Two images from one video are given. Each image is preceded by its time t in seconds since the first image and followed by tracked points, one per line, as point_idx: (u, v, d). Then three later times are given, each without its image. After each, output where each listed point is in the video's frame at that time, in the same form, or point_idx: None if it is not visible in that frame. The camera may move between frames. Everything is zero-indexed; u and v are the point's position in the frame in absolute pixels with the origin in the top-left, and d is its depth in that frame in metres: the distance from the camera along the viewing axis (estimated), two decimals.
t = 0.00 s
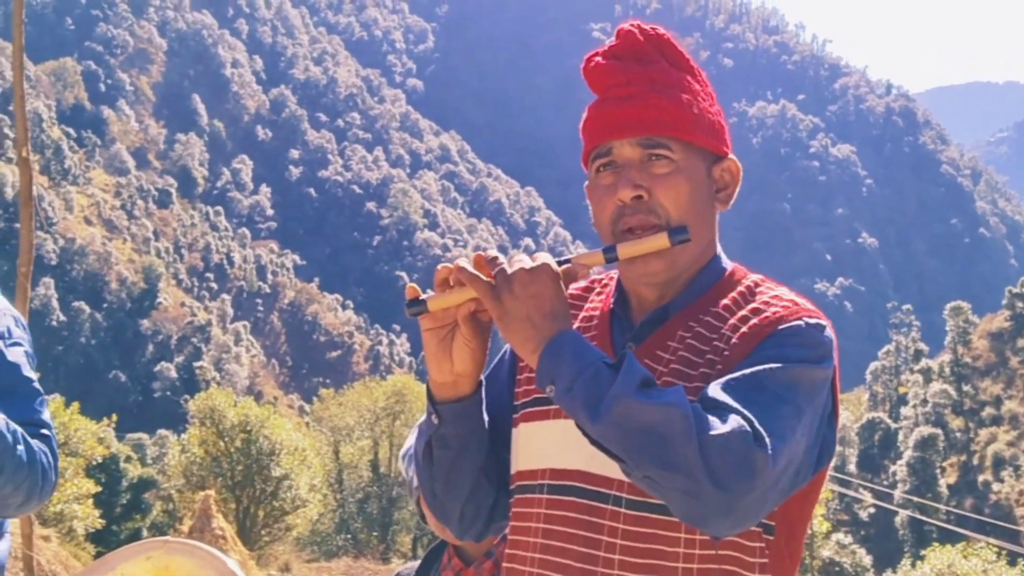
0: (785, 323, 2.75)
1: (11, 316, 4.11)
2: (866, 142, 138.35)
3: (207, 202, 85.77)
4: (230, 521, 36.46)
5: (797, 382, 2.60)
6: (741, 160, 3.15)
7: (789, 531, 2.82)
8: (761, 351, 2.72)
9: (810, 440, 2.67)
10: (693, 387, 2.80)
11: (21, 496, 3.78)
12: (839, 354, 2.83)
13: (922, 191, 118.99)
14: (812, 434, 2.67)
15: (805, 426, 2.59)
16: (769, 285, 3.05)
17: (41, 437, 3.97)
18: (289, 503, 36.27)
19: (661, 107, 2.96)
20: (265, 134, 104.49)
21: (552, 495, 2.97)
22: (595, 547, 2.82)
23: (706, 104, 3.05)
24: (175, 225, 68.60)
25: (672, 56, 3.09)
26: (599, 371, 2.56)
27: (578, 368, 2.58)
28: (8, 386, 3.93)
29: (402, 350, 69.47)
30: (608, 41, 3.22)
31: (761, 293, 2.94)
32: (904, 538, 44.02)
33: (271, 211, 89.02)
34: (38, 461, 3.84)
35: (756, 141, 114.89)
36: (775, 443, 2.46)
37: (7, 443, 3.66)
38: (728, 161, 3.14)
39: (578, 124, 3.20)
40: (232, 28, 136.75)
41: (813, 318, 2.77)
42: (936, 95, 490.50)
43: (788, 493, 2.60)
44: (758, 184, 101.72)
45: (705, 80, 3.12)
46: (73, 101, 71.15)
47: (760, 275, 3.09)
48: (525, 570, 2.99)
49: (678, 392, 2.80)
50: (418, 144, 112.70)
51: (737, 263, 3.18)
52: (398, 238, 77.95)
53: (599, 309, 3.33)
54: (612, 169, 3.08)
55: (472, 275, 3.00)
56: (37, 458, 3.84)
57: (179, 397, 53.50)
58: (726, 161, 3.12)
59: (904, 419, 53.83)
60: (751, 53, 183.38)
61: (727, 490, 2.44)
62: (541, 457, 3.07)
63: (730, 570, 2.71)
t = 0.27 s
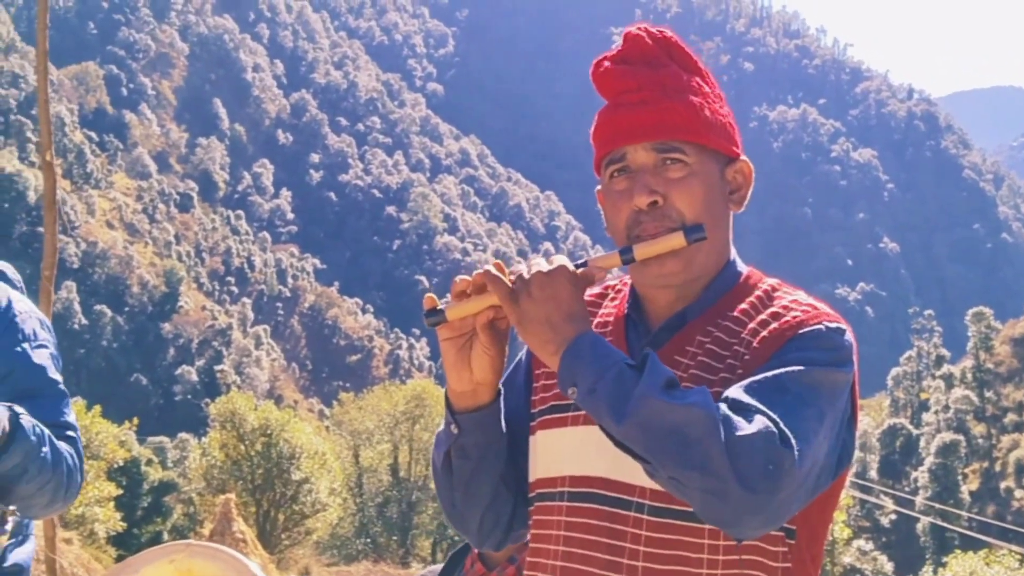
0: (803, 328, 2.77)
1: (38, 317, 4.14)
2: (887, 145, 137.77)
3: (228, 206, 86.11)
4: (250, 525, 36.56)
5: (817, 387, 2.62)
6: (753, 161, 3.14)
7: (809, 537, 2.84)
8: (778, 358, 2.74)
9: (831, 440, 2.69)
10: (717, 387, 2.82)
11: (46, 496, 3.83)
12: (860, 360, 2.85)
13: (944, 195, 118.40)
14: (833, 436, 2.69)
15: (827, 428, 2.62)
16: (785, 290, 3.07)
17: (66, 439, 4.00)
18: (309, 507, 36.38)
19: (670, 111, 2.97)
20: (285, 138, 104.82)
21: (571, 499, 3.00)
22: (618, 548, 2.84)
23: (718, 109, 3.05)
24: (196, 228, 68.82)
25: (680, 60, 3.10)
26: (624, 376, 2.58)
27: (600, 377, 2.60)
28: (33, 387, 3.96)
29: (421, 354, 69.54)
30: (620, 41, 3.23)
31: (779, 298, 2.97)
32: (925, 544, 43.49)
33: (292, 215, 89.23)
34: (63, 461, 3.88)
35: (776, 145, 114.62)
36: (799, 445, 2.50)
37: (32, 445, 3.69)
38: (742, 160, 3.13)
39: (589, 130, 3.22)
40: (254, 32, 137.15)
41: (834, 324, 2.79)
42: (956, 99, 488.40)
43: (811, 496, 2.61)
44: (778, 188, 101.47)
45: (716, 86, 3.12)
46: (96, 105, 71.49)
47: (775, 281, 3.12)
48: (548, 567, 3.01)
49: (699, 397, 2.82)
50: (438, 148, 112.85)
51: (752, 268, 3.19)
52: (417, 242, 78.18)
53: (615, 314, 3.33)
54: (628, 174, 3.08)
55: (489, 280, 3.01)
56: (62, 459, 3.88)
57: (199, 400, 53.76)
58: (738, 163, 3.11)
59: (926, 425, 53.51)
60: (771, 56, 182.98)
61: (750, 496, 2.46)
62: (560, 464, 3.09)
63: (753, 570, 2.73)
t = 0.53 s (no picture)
0: (835, 342, 2.75)
1: (83, 326, 4.08)
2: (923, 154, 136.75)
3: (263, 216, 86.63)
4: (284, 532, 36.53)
5: (853, 399, 2.61)
6: (782, 169, 3.12)
7: (847, 550, 2.82)
8: (810, 371, 2.73)
9: (870, 453, 2.68)
10: (752, 403, 2.84)
11: (88, 504, 3.83)
12: (894, 367, 2.83)
13: (981, 204, 117.30)
14: (870, 448, 2.68)
15: (863, 444, 2.61)
16: (819, 297, 3.05)
17: (109, 450, 3.94)
18: (343, 515, 36.33)
19: (695, 126, 2.96)
20: (320, 149, 105.44)
21: (605, 511, 3.00)
22: (653, 560, 2.84)
23: (743, 119, 3.04)
24: (231, 239, 69.20)
25: (704, 68, 3.07)
26: (657, 396, 2.57)
27: (635, 399, 2.60)
28: (77, 398, 3.92)
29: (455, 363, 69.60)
30: (639, 54, 3.23)
31: (812, 307, 2.97)
32: (963, 556, 42.81)
33: (326, 226, 89.65)
34: (106, 470, 3.86)
35: (810, 154, 114.11)
36: (837, 461, 2.50)
37: (72, 454, 3.72)
38: (768, 169, 3.11)
39: (616, 141, 3.20)
40: (288, 44, 138.11)
41: (868, 335, 2.77)
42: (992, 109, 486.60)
43: (849, 510, 2.60)
44: (813, 197, 100.92)
45: (738, 99, 3.12)
46: (132, 117, 72.10)
47: (806, 289, 3.11)
48: (583, 570, 3.02)
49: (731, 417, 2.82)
50: (472, 158, 113.15)
51: (783, 278, 3.18)
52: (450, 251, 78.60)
53: (644, 326, 3.33)
54: (658, 189, 3.06)
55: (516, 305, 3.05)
56: (105, 470, 3.87)
57: (235, 409, 54.16)
58: (766, 171, 3.09)
59: (963, 434, 52.89)
60: (806, 65, 182.18)
61: (788, 518, 2.46)
62: (594, 476, 3.09)
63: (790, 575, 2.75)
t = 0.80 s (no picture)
0: (865, 351, 2.76)
1: (122, 328, 4.08)
2: (960, 157, 135.52)
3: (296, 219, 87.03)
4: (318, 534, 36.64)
5: (884, 414, 2.63)
6: (810, 174, 3.11)
7: (886, 558, 2.81)
8: (846, 382, 2.74)
9: (903, 466, 2.70)
10: (780, 422, 2.85)
11: (126, 503, 3.83)
12: (928, 376, 2.81)
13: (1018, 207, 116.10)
14: (904, 462, 2.70)
15: (897, 460, 2.63)
16: (852, 302, 3.05)
17: (146, 451, 3.93)
18: (376, 517, 36.37)
19: (720, 137, 2.96)
20: (353, 152, 105.82)
21: (636, 514, 3.04)
22: (686, 563, 2.88)
23: (769, 125, 3.04)
24: (265, 242, 69.55)
25: (726, 72, 3.08)
26: (691, 421, 2.63)
27: (672, 420, 2.65)
28: (117, 398, 3.91)
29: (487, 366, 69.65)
30: (660, 60, 3.26)
31: (844, 312, 2.97)
32: (999, 562, 42.36)
33: (359, 228, 89.99)
34: (144, 473, 3.87)
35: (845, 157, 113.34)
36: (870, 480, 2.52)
37: (110, 456, 3.70)
38: (797, 172, 3.10)
39: (640, 155, 3.22)
40: (322, 47, 138.77)
41: (902, 342, 2.76)
42: None
43: (880, 525, 2.62)
44: (848, 200, 100.24)
45: (765, 99, 3.11)
46: (168, 120, 72.60)
47: (839, 292, 3.10)
48: (618, 575, 3.06)
49: (762, 435, 2.84)
50: (505, 161, 113.16)
51: (814, 282, 3.18)
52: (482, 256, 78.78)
53: (674, 332, 3.38)
54: (683, 205, 3.07)
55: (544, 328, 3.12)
56: (144, 471, 3.87)
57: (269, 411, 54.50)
58: (795, 175, 3.08)
59: (1000, 440, 52.34)
60: (841, 67, 180.94)
61: (820, 532, 2.53)
62: (624, 487, 3.13)
63: None
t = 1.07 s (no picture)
0: (911, 356, 2.72)
1: (166, 329, 4.11)
2: (1001, 155, 133.99)
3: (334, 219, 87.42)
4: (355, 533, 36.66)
5: (929, 416, 2.61)
6: (848, 175, 3.09)
7: (928, 561, 2.80)
8: (884, 390, 2.72)
9: (944, 470, 2.69)
10: (817, 431, 2.84)
11: (171, 501, 3.86)
12: (969, 382, 2.79)
13: None
14: (950, 466, 2.67)
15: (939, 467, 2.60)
16: (893, 303, 3.04)
17: (190, 451, 3.96)
18: (412, 516, 36.37)
19: (760, 139, 2.96)
20: (391, 152, 106.16)
21: (672, 519, 3.06)
22: (720, 566, 2.89)
23: (810, 125, 3.03)
24: (303, 242, 69.93)
25: (763, 75, 3.09)
26: (727, 437, 2.65)
27: (703, 429, 2.69)
28: (162, 396, 3.92)
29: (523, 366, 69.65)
30: (695, 59, 3.26)
31: (886, 315, 2.95)
32: None
33: (396, 228, 90.39)
34: (188, 472, 3.89)
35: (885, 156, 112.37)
36: (907, 495, 2.52)
37: (157, 455, 3.74)
38: (836, 173, 3.08)
39: (676, 159, 3.23)
40: (360, 48, 139.66)
41: (943, 346, 2.73)
42: None
43: (923, 529, 2.62)
44: (887, 200, 99.41)
45: (803, 99, 3.12)
46: (208, 121, 73.29)
47: (878, 295, 3.10)
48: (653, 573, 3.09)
49: (800, 444, 2.84)
50: (541, 161, 113.09)
51: (856, 283, 3.16)
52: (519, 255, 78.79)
53: (712, 331, 3.40)
54: (720, 210, 3.08)
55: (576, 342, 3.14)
56: (187, 470, 3.89)
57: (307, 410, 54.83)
58: (831, 175, 3.07)
59: None
60: (881, 65, 179.41)
61: (859, 546, 2.53)
62: (661, 487, 3.16)
63: None
